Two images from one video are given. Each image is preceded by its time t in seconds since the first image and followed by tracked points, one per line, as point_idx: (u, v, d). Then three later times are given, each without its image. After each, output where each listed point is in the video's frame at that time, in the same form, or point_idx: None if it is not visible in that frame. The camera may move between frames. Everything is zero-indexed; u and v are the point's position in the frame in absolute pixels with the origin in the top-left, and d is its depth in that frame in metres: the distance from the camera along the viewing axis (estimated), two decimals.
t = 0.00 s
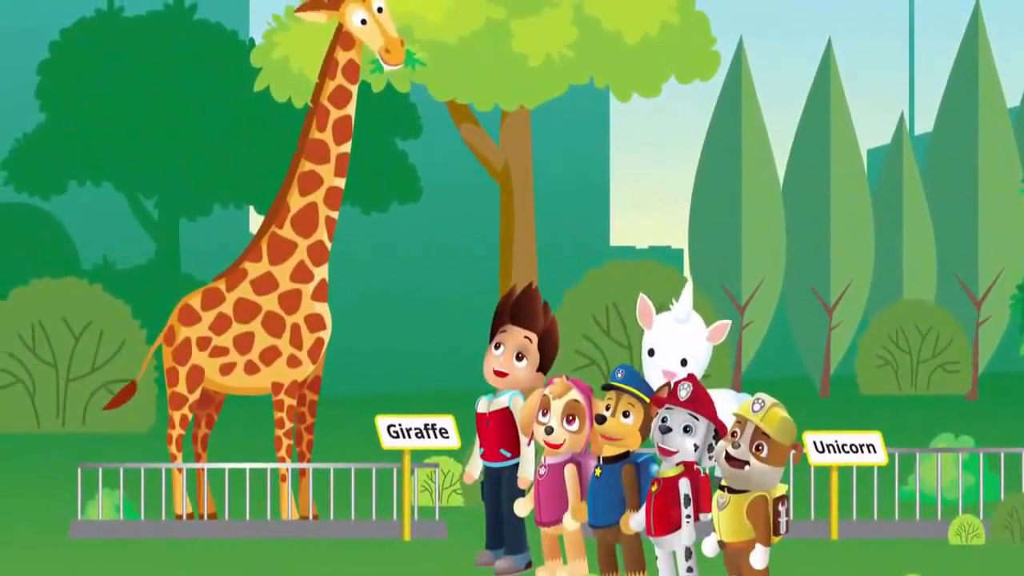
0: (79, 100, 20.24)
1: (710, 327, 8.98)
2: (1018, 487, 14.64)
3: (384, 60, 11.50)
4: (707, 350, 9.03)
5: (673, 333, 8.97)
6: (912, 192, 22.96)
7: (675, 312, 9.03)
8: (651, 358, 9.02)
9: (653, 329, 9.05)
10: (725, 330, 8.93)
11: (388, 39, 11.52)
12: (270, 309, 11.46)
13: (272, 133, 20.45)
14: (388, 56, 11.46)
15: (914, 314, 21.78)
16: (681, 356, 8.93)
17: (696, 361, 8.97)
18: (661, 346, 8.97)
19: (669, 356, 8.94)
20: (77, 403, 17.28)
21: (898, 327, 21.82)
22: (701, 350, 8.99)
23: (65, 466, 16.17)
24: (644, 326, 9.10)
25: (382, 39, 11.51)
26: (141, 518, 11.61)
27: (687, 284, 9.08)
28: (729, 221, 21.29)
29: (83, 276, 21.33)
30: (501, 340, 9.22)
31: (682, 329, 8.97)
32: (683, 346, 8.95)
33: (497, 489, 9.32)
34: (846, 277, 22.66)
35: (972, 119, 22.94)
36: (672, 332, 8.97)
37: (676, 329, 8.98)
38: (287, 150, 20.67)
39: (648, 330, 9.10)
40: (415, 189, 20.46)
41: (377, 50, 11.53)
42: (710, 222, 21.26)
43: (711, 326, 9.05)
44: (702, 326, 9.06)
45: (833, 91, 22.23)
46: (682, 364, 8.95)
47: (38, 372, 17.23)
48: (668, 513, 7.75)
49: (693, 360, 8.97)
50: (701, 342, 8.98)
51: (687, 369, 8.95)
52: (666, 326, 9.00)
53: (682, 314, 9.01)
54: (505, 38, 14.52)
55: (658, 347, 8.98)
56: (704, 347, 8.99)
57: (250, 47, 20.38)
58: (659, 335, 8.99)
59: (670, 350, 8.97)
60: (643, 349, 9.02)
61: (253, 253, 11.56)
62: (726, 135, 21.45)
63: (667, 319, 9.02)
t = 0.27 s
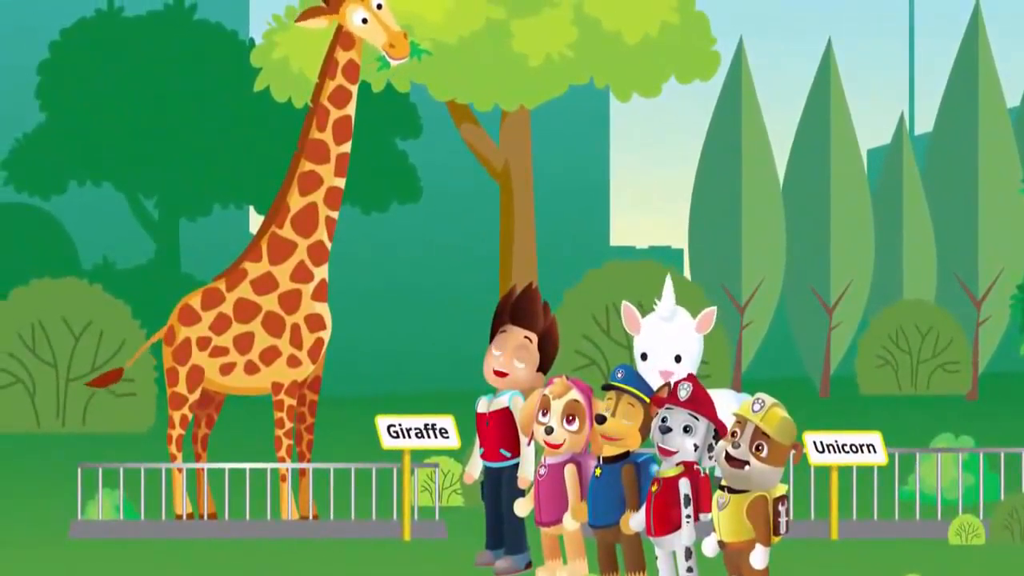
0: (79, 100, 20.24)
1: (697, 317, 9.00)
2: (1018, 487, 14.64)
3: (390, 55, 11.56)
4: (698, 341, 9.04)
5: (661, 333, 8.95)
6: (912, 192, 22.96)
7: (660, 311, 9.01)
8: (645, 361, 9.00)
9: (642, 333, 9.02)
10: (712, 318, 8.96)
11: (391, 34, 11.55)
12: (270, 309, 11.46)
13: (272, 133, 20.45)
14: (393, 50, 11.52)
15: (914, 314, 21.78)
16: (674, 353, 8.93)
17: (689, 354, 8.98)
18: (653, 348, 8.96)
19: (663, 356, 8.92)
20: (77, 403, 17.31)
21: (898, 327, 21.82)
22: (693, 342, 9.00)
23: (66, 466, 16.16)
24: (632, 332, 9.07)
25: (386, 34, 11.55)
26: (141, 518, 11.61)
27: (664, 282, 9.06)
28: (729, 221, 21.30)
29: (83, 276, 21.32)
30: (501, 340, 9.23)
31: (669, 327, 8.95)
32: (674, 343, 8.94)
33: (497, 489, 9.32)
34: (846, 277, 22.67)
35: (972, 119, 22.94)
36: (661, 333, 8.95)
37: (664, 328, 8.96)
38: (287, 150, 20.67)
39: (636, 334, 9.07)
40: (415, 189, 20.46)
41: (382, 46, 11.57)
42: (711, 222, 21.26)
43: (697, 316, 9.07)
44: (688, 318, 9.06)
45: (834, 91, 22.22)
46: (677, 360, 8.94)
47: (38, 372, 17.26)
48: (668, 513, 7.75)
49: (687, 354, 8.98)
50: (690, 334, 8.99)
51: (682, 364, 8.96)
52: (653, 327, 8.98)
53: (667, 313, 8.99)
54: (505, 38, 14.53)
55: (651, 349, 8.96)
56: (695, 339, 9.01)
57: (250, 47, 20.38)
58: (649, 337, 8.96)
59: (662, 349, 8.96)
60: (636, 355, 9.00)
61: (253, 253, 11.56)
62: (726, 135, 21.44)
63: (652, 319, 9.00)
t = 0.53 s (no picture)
0: (79, 100, 20.23)
1: (712, 328, 8.96)
2: (1018, 487, 14.63)
3: (384, 60, 11.49)
4: (707, 350, 9.02)
5: (673, 333, 8.97)
6: (911, 192, 22.97)
7: (676, 312, 9.02)
8: (650, 358, 9.01)
9: (654, 329, 9.04)
10: (726, 330, 8.90)
11: (387, 39, 11.51)
12: (270, 309, 11.46)
13: (272, 133, 20.45)
14: (388, 56, 11.45)
15: (914, 314, 21.79)
16: (680, 356, 8.93)
17: (695, 361, 8.97)
18: (661, 346, 8.97)
19: (669, 357, 8.94)
20: (77, 403, 17.29)
21: (898, 327, 21.82)
22: (702, 351, 8.98)
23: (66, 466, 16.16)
24: (644, 325, 9.09)
25: (382, 39, 11.50)
26: (141, 518, 11.61)
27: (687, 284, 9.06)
28: (729, 221, 21.30)
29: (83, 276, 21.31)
30: (501, 340, 9.22)
31: (682, 329, 8.96)
32: (683, 347, 8.95)
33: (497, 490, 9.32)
34: (846, 277, 22.68)
35: (972, 119, 22.94)
36: (672, 333, 8.96)
37: (677, 329, 8.97)
38: (287, 150, 20.67)
39: (648, 329, 9.09)
40: (415, 189, 20.47)
41: (377, 50, 11.51)
42: (711, 222, 21.26)
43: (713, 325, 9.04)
44: (703, 326, 9.05)
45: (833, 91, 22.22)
46: (682, 364, 8.94)
47: (38, 372, 17.24)
48: (669, 512, 7.75)
49: (693, 359, 8.97)
50: (700, 342, 8.97)
51: (687, 369, 8.95)
52: (667, 326, 9.00)
53: (683, 315, 9.00)
54: (505, 37, 14.52)
55: (658, 346, 8.97)
56: (704, 348, 8.99)
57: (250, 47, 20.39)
58: (659, 334, 8.98)
59: (670, 350, 8.97)
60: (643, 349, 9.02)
61: (253, 253, 11.56)
62: (726, 135, 21.44)
63: (667, 318, 9.02)
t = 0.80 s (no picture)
0: (78, 99, 20.22)
1: (721, 336, 8.90)
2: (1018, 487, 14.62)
3: (380, 63, 11.41)
4: (714, 358, 8.98)
5: (683, 336, 8.94)
6: (912, 192, 22.97)
7: (689, 315, 8.99)
8: (656, 356, 9.03)
9: (664, 328, 9.02)
10: (734, 343, 8.79)
11: (385, 43, 11.45)
12: (270, 309, 11.45)
13: (272, 133, 20.44)
14: (385, 59, 11.37)
15: (914, 314, 21.78)
16: (685, 360, 8.91)
17: (700, 366, 8.95)
18: (668, 346, 8.96)
19: (674, 358, 8.94)
20: (77, 403, 17.26)
21: (898, 327, 21.81)
22: (707, 357, 8.95)
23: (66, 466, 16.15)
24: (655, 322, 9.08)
25: (380, 43, 11.45)
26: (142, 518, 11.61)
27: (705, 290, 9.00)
28: (729, 222, 21.29)
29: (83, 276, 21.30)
30: (497, 340, 9.18)
31: (693, 333, 8.94)
32: (690, 350, 8.93)
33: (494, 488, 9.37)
34: (846, 277, 22.69)
35: (972, 118, 22.93)
36: (682, 335, 8.94)
37: (687, 332, 8.95)
38: (287, 150, 20.66)
39: (659, 327, 9.08)
40: (416, 189, 20.46)
41: (374, 52, 11.46)
42: (712, 222, 21.26)
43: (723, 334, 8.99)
44: (713, 333, 9.01)
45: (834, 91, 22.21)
46: (685, 368, 8.93)
47: (38, 372, 17.22)
48: (670, 512, 7.74)
49: (698, 364, 8.95)
50: (708, 349, 8.93)
51: (690, 372, 8.94)
52: (677, 328, 8.97)
53: (695, 320, 8.96)
54: (504, 38, 14.51)
55: (665, 346, 8.97)
56: (710, 355, 8.94)
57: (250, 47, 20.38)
58: (668, 334, 8.97)
59: (677, 352, 8.95)
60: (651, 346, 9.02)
61: (253, 253, 11.56)
62: (727, 136, 21.45)
63: (679, 320, 8.99)
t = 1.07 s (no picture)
0: (88, 99, 20.27)
1: (723, 323, 9.24)
2: None
3: (402, 55, 11.36)
4: (721, 344, 9.38)
5: (686, 332, 9.34)
6: (929, 190, 22.88)
7: (687, 311, 9.39)
8: (667, 358, 9.41)
9: (667, 329, 9.40)
10: (737, 325, 9.15)
11: (405, 34, 11.41)
12: (286, 308, 11.43)
13: (289, 131, 20.43)
14: (406, 52, 11.33)
15: (932, 313, 21.68)
16: (695, 354, 9.31)
17: (710, 356, 9.35)
18: (675, 346, 9.36)
19: (685, 356, 9.32)
20: (93, 401, 17.26)
21: (915, 325, 21.71)
22: (716, 346, 9.37)
23: (83, 465, 16.15)
24: (657, 324, 9.45)
25: (400, 35, 11.41)
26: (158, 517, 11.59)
27: (697, 282, 9.40)
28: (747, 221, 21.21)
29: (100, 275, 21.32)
30: (482, 338, 8.84)
31: (694, 328, 9.33)
32: (697, 344, 9.32)
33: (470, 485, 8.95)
34: (863, 276, 22.61)
35: (991, 116, 22.82)
36: (685, 331, 9.34)
37: (689, 327, 9.34)
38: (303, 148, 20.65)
39: (661, 328, 9.45)
40: (433, 188, 20.45)
41: (395, 46, 11.40)
42: (728, 221, 21.16)
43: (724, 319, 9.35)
44: (715, 320, 9.39)
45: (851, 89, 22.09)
46: (697, 362, 9.33)
47: (55, 372, 17.19)
48: (687, 510, 7.73)
49: (708, 355, 9.35)
50: (714, 338, 9.34)
51: (702, 365, 9.33)
52: (679, 325, 9.37)
53: (694, 313, 9.37)
54: (521, 35, 14.45)
55: (673, 347, 9.36)
56: (718, 343, 9.35)
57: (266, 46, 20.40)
58: (673, 334, 9.36)
59: (685, 348, 9.36)
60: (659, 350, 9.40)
61: (270, 251, 11.54)
62: (744, 134, 21.41)
63: (680, 317, 9.39)
